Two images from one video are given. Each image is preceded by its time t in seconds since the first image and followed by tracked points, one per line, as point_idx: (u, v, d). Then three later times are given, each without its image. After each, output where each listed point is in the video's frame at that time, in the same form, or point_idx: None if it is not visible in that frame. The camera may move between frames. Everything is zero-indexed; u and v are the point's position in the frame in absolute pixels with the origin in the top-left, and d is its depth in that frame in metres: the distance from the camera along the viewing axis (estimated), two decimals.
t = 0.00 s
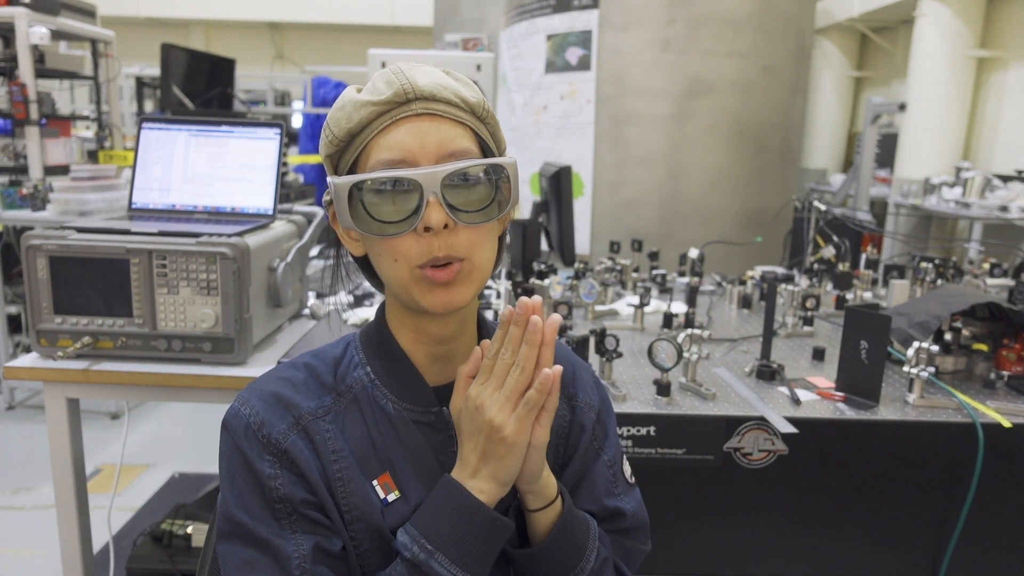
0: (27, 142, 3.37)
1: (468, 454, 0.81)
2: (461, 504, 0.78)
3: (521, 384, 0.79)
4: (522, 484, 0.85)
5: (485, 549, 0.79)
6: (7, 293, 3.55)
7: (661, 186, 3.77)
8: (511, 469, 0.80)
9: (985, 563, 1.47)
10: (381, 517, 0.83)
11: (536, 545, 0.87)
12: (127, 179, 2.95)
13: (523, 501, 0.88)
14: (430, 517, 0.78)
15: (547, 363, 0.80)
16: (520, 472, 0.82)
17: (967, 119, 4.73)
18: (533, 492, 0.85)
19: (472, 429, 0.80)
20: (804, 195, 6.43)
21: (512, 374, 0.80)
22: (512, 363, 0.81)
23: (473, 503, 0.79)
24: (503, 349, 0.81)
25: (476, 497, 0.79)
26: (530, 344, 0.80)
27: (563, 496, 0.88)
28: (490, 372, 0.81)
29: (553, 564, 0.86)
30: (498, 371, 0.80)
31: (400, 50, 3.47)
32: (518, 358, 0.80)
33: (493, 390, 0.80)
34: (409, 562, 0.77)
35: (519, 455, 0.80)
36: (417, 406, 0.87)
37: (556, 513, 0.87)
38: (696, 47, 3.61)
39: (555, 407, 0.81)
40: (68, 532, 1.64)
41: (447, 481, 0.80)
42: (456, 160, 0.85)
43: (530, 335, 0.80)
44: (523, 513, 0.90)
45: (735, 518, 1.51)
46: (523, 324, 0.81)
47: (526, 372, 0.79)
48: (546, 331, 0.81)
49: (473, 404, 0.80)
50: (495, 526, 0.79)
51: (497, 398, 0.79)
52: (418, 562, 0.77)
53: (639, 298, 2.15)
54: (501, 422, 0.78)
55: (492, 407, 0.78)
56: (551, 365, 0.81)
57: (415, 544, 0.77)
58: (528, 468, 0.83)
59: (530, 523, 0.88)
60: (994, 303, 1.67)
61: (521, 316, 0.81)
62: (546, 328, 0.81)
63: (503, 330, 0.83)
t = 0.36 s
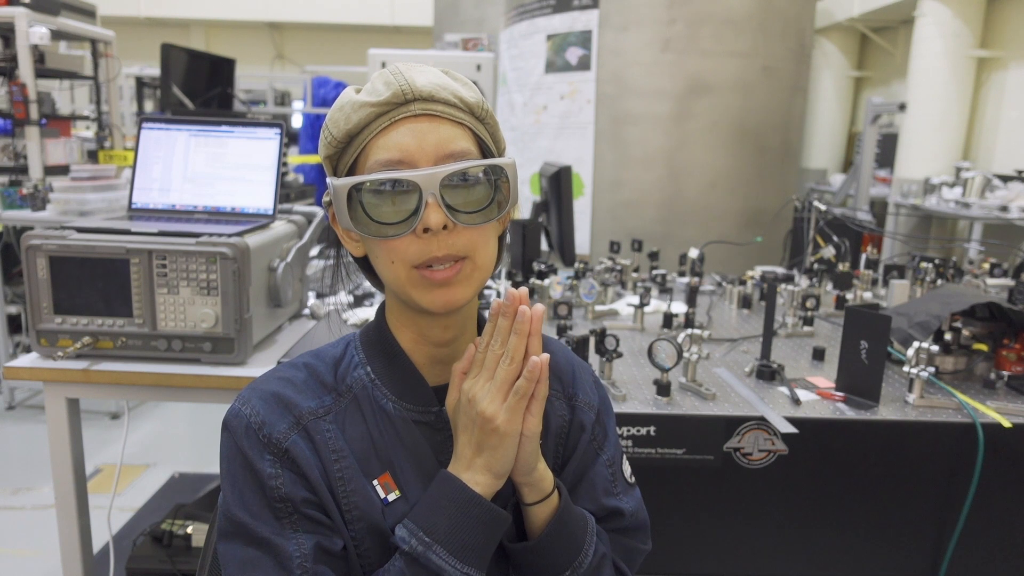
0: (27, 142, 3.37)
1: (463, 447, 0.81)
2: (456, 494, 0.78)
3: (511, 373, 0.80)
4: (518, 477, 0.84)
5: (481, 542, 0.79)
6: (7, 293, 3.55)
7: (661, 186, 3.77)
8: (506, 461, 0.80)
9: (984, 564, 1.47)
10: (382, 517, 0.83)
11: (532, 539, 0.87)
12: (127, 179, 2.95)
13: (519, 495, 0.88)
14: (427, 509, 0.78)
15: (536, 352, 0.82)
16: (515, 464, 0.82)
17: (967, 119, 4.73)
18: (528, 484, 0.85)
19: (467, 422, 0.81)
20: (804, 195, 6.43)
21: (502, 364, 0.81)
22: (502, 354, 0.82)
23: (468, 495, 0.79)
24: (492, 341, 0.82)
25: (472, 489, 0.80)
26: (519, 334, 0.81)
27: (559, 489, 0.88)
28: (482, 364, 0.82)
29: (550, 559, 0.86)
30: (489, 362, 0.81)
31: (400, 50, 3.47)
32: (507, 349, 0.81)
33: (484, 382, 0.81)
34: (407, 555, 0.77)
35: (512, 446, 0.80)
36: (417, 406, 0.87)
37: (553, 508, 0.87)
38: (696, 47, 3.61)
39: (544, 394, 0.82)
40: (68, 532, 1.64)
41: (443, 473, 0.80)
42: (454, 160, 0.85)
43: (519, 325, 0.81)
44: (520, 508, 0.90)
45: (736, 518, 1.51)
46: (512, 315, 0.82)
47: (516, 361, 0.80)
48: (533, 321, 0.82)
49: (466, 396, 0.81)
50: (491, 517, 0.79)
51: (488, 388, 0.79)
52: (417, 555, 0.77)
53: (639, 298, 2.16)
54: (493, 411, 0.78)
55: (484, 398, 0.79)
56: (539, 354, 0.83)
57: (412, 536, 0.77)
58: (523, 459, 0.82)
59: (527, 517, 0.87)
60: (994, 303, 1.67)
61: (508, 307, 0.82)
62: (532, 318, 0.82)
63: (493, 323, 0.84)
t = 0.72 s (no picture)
0: (27, 142, 3.37)
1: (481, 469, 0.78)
2: (472, 518, 0.77)
3: (546, 406, 0.76)
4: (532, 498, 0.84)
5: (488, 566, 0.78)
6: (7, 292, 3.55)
7: (661, 186, 3.77)
8: (527, 487, 0.78)
9: (984, 564, 1.47)
10: (381, 516, 0.83)
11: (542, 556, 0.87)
12: (126, 179, 2.95)
13: (530, 512, 0.88)
14: (440, 531, 0.78)
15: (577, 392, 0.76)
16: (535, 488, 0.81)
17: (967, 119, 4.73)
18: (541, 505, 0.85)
19: (489, 445, 0.77)
20: (804, 195, 6.43)
21: (536, 395, 0.76)
22: (537, 381, 0.77)
23: (484, 519, 0.77)
24: (527, 366, 0.76)
25: (487, 512, 0.78)
26: (559, 368, 0.75)
27: (569, 508, 0.88)
28: (513, 388, 0.77)
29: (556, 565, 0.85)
30: (522, 389, 0.76)
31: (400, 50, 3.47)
32: (545, 380, 0.76)
33: (515, 410, 0.76)
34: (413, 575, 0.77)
35: (536, 477, 0.77)
36: (415, 406, 0.87)
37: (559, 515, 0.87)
38: (696, 47, 3.61)
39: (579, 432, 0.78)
40: (68, 532, 1.64)
41: (458, 494, 0.79)
42: (445, 161, 0.84)
43: (562, 359, 0.76)
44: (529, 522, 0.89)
45: (736, 519, 1.51)
46: (553, 345, 0.77)
47: (552, 396, 0.76)
48: (577, 354, 0.77)
49: (493, 421, 0.76)
50: (504, 542, 0.78)
51: (518, 419, 0.75)
52: None
53: (639, 298, 2.16)
54: (523, 444, 0.75)
55: (514, 428, 0.75)
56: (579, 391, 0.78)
57: (422, 558, 0.77)
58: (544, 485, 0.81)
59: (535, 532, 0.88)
60: (994, 303, 1.67)
61: (551, 337, 0.76)
62: (576, 352, 0.76)
63: (528, 347, 0.78)
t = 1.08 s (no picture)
0: (27, 142, 3.36)
1: (473, 458, 0.80)
2: (462, 505, 0.78)
3: (530, 391, 0.79)
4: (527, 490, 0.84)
5: (485, 558, 0.78)
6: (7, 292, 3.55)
7: (660, 186, 3.77)
8: (518, 474, 0.80)
9: (984, 564, 1.47)
10: (381, 517, 0.83)
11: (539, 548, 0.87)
12: (126, 179, 2.96)
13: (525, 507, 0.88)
14: (433, 520, 0.78)
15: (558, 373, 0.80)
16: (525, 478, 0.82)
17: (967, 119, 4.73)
18: (536, 497, 0.85)
19: (478, 435, 0.80)
20: (804, 195, 6.43)
21: (521, 382, 0.79)
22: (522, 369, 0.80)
23: (477, 509, 0.78)
24: (513, 355, 0.80)
25: (479, 501, 0.79)
26: (542, 352, 0.79)
27: (564, 499, 0.88)
28: (499, 377, 0.80)
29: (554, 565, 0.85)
30: (507, 377, 0.79)
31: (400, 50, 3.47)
32: (529, 366, 0.79)
33: (503, 398, 0.79)
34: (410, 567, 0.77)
35: (526, 462, 0.79)
36: (416, 406, 0.87)
37: (558, 515, 0.87)
38: (696, 47, 3.61)
39: (565, 414, 0.81)
40: (68, 532, 1.64)
41: (452, 486, 0.79)
42: (448, 164, 0.84)
43: (543, 343, 0.79)
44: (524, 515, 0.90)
45: (736, 518, 1.51)
46: (536, 331, 0.80)
47: (536, 381, 0.79)
48: (558, 340, 0.80)
49: (480, 410, 0.79)
50: (497, 532, 0.79)
51: (505, 405, 0.78)
52: (421, 567, 0.77)
53: (639, 298, 2.16)
54: (510, 430, 0.78)
55: (501, 415, 0.78)
56: (562, 374, 0.81)
57: (417, 549, 0.77)
58: (535, 473, 0.83)
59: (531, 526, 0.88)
60: (994, 303, 1.67)
61: (533, 324, 0.80)
62: (558, 337, 0.81)
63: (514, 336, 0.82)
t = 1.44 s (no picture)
0: (27, 142, 3.36)
1: (466, 452, 0.81)
2: (458, 498, 0.78)
3: (520, 379, 0.80)
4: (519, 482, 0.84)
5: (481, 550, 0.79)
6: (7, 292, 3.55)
7: (660, 186, 3.77)
8: (511, 464, 0.80)
9: (984, 564, 1.47)
10: (382, 517, 0.83)
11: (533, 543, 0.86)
12: (126, 179, 2.96)
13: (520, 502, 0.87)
14: (429, 513, 0.78)
15: (546, 360, 0.81)
16: (518, 469, 0.82)
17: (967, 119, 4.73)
18: (530, 491, 0.85)
19: (471, 425, 0.80)
20: (804, 195, 6.43)
21: (511, 370, 0.80)
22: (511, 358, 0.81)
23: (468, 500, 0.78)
24: (502, 345, 0.82)
25: (474, 494, 0.79)
26: (530, 340, 0.81)
27: (558, 493, 0.88)
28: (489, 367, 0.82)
29: (551, 563, 0.86)
30: (498, 367, 0.81)
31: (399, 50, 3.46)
32: (517, 354, 0.80)
33: (493, 386, 0.80)
34: (406, 560, 0.77)
35: (517, 452, 0.80)
36: (415, 406, 0.87)
37: (553, 511, 0.87)
38: (696, 47, 3.61)
39: (554, 402, 0.82)
40: (68, 532, 1.64)
41: (444, 478, 0.79)
42: (451, 163, 0.84)
43: (530, 331, 0.81)
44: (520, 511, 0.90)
45: (736, 518, 1.51)
46: (523, 320, 0.82)
47: (525, 367, 0.80)
48: (545, 327, 0.82)
49: (472, 401, 0.80)
50: (492, 525, 0.79)
51: (495, 393, 0.79)
52: (416, 559, 0.77)
53: (639, 298, 2.16)
54: (500, 417, 0.78)
55: (491, 403, 0.79)
56: (550, 362, 0.82)
57: (412, 542, 0.77)
58: (526, 467, 0.83)
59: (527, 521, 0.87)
60: (994, 303, 1.67)
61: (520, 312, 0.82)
62: (544, 324, 0.82)
63: (502, 326, 0.84)
